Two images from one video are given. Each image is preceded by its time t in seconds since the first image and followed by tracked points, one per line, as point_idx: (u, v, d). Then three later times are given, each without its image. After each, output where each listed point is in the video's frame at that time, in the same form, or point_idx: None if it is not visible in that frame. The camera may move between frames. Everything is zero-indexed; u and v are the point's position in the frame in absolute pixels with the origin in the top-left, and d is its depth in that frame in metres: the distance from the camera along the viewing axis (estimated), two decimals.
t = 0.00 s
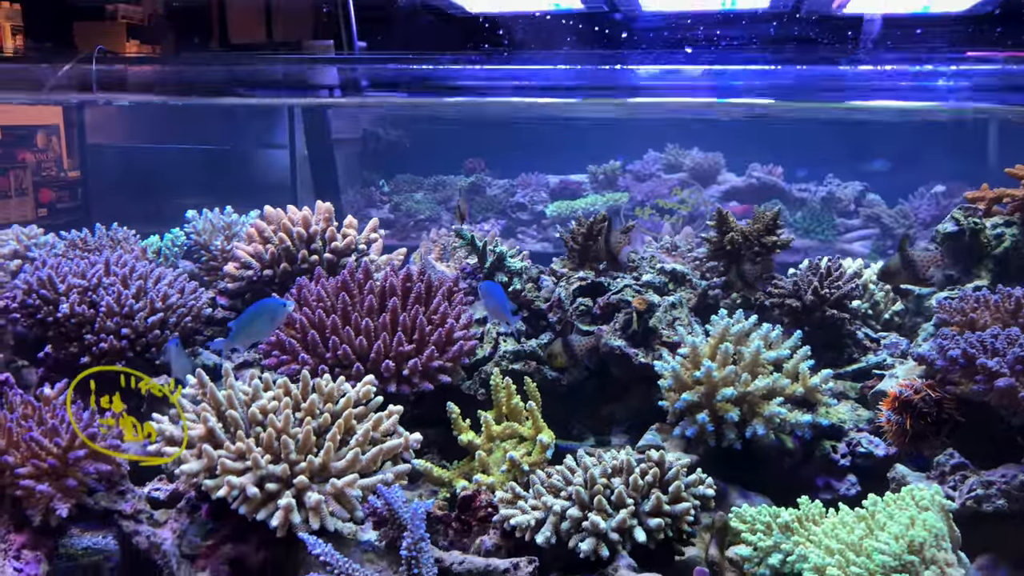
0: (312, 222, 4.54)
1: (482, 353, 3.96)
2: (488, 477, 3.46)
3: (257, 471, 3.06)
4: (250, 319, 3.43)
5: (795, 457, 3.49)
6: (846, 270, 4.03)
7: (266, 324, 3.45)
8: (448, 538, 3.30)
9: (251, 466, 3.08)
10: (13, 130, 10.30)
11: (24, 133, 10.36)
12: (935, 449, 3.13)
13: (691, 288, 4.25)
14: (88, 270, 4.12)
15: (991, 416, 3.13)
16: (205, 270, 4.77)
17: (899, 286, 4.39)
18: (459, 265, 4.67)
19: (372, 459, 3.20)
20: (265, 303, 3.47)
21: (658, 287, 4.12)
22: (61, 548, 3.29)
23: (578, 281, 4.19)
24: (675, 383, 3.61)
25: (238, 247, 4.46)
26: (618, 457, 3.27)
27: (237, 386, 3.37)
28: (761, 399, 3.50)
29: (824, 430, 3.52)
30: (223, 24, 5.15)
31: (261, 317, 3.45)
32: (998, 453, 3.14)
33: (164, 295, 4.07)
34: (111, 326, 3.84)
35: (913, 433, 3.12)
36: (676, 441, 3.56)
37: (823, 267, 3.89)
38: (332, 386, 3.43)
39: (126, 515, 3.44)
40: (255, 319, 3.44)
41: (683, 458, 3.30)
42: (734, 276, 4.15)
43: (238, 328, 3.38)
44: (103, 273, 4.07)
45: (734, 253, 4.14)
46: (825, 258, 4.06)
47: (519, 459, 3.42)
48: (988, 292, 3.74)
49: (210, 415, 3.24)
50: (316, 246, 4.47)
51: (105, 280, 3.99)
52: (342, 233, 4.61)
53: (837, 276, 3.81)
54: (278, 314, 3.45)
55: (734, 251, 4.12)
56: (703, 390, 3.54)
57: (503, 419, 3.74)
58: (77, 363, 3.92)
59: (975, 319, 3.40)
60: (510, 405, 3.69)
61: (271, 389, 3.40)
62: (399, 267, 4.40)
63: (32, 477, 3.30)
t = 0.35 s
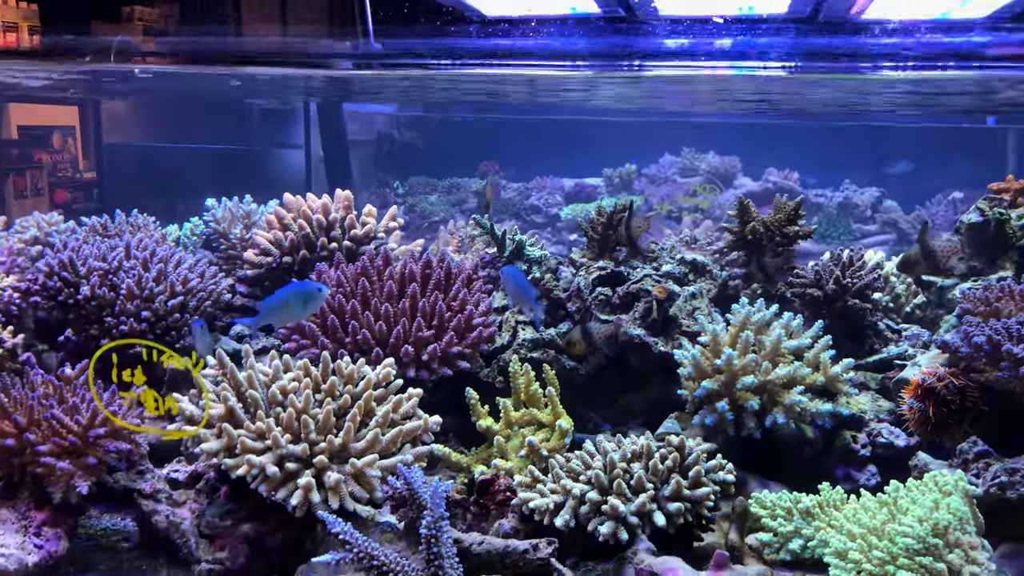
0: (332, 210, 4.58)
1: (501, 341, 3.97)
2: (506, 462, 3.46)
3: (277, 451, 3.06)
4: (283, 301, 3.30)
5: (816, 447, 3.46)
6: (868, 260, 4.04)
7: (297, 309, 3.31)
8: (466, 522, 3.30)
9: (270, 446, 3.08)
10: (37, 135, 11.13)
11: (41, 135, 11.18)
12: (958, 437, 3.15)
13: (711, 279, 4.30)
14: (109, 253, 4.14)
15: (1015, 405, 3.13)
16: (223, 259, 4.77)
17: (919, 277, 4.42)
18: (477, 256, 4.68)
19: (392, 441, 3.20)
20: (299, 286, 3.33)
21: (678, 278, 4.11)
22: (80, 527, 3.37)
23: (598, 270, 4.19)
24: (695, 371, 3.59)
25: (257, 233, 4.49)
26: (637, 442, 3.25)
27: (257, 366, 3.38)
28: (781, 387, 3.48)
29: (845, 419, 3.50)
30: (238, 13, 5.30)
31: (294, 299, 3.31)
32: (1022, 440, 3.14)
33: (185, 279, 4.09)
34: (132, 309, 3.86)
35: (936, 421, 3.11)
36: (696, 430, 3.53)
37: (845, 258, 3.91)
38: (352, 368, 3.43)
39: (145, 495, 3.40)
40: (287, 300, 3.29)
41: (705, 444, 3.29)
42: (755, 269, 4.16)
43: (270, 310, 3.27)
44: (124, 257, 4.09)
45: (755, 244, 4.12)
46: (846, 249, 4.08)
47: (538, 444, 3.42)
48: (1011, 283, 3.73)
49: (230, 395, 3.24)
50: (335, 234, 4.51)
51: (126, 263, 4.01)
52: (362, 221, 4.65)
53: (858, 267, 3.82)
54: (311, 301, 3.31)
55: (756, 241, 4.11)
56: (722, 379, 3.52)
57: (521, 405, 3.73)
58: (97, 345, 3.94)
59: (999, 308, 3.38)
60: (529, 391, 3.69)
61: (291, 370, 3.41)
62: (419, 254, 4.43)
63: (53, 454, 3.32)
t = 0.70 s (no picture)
0: (355, 201, 4.60)
1: (525, 333, 3.96)
2: (530, 453, 3.43)
3: (300, 438, 3.05)
4: (322, 298, 3.21)
5: (845, 442, 3.40)
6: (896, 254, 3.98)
7: (339, 306, 3.26)
8: (490, 513, 3.25)
9: (294, 433, 3.06)
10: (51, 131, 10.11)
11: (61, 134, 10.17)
12: (991, 432, 3.11)
13: (738, 273, 4.20)
14: (133, 241, 4.13)
15: None
16: (246, 250, 4.77)
17: (948, 271, 4.48)
18: (500, 248, 4.66)
19: (416, 429, 3.19)
20: (340, 282, 3.22)
21: (705, 271, 4.07)
22: (101, 514, 3.34)
23: (623, 263, 4.18)
24: (722, 364, 3.54)
25: (280, 224, 4.50)
26: (664, 434, 3.20)
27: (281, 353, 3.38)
28: (809, 381, 3.42)
29: (874, 415, 3.44)
30: None
31: (334, 293, 3.24)
32: None
33: (209, 268, 4.08)
34: (156, 297, 3.85)
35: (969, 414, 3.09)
36: (723, 423, 3.47)
37: (875, 251, 3.86)
38: (377, 356, 3.43)
39: (166, 483, 3.42)
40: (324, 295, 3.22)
41: (732, 437, 3.25)
42: (782, 263, 4.14)
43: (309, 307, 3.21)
44: (147, 245, 4.08)
45: (783, 237, 4.11)
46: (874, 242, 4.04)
47: (563, 435, 3.39)
48: None
49: (253, 382, 3.23)
50: (359, 225, 4.51)
51: (150, 251, 4.00)
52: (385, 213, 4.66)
53: (888, 260, 3.78)
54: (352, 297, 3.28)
55: (784, 234, 4.09)
56: (750, 372, 3.46)
57: (546, 397, 3.71)
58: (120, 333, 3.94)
59: None
60: (554, 382, 3.66)
61: (315, 357, 3.41)
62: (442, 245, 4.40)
63: (76, 440, 3.28)
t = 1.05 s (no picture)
0: (380, 198, 4.60)
1: (551, 329, 3.92)
2: (557, 450, 3.40)
3: (328, 433, 3.03)
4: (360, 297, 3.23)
5: (878, 440, 3.34)
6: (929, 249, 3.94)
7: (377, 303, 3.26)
8: (518, 511, 3.19)
9: (322, 428, 3.04)
10: (75, 133, 9.94)
11: (85, 137, 9.98)
12: None
13: (767, 268, 4.21)
14: (160, 238, 4.15)
15: None
16: (272, 247, 4.79)
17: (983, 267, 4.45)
18: (526, 244, 4.63)
19: (445, 424, 3.17)
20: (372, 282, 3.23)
21: (733, 267, 4.03)
22: (130, 511, 3.46)
23: (650, 258, 4.13)
24: (752, 361, 3.50)
25: (305, 221, 4.52)
26: (696, 430, 3.16)
27: (308, 348, 3.39)
28: (843, 378, 3.35)
29: (909, 412, 3.38)
30: None
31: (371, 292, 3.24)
32: None
33: (235, 264, 4.09)
34: (183, 292, 3.86)
35: (1012, 412, 2.99)
36: (754, 419, 3.43)
37: (910, 246, 3.82)
38: (404, 350, 3.43)
39: (193, 478, 3.37)
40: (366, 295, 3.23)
41: (765, 433, 3.20)
42: (812, 257, 4.05)
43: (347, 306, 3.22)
44: (174, 241, 4.10)
45: (813, 233, 4.04)
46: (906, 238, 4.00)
47: (592, 432, 3.36)
48: None
49: (281, 377, 3.22)
50: (384, 222, 4.51)
51: (177, 247, 4.02)
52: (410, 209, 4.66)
53: (923, 254, 3.72)
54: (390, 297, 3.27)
55: (814, 230, 4.04)
56: (782, 368, 3.40)
57: (573, 394, 3.67)
58: (146, 328, 3.95)
59: None
60: (583, 378, 3.60)
61: (343, 353, 3.41)
62: (467, 241, 4.37)
63: (104, 434, 3.31)
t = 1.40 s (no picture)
0: (413, 197, 4.59)
1: (586, 329, 3.89)
2: (594, 451, 3.36)
3: (365, 431, 3.02)
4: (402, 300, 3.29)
5: (921, 442, 3.27)
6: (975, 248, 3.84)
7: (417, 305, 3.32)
8: (554, 511, 3.18)
9: (358, 425, 3.04)
10: (104, 136, 9.93)
11: (114, 141, 9.94)
12: None
13: (806, 268, 4.15)
14: (196, 236, 4.16)
15: None
16: (305, 247, 4.81)
17: None
18: (560, 243, 4.59)
19: (480, 422, 3.15)
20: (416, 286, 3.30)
21: (770, 266, 3.99)
22: (165, 508, 3.38)
23: (686, 257, 4.12)
24: (792, 361, 3.44)
25: (339, 220, 4.53)
26: (736, 431, 3.12)
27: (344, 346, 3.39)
28: (885, 379, 3.28)
29: (953, 414, 3.30)
30: None
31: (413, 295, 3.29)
32: None
33: (270, 263, 4.11)
34: (218, 291, 3.88)
35: None
36: (793, 420, 3.37)
37: (954, 244, 3.77)
38: (439, 348, 3.41)
39: (230, 475, 3.37)
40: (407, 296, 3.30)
41: (805, 434, 3.14)
42: (854, 254, 4.05)
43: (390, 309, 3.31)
44: (210, 240, 4.11)
45: (853, 231, 4.03)
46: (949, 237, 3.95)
47: (629, 432, 3.32)
48: None
49: (317, 375, 3.22)
50: (417, 221, 4.50)
51: (212, 246, 4.02)
52: (442, 208, 4.66)
53: (967, 253, 3.67)
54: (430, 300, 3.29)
55: (854, 228, 4.02)
56: (822, 368, 3.33)
57: (609, 393, 3.64)
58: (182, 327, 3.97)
59: None
60: (619, 378, 3.56)
61: (379, 351, 3.40)
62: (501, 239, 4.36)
63: (141, 432, 3.33)
